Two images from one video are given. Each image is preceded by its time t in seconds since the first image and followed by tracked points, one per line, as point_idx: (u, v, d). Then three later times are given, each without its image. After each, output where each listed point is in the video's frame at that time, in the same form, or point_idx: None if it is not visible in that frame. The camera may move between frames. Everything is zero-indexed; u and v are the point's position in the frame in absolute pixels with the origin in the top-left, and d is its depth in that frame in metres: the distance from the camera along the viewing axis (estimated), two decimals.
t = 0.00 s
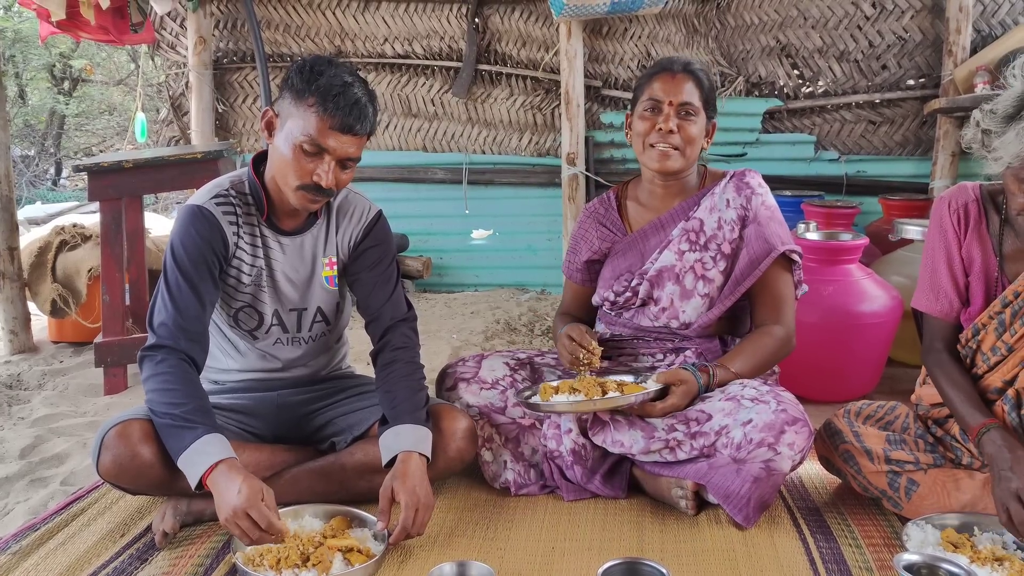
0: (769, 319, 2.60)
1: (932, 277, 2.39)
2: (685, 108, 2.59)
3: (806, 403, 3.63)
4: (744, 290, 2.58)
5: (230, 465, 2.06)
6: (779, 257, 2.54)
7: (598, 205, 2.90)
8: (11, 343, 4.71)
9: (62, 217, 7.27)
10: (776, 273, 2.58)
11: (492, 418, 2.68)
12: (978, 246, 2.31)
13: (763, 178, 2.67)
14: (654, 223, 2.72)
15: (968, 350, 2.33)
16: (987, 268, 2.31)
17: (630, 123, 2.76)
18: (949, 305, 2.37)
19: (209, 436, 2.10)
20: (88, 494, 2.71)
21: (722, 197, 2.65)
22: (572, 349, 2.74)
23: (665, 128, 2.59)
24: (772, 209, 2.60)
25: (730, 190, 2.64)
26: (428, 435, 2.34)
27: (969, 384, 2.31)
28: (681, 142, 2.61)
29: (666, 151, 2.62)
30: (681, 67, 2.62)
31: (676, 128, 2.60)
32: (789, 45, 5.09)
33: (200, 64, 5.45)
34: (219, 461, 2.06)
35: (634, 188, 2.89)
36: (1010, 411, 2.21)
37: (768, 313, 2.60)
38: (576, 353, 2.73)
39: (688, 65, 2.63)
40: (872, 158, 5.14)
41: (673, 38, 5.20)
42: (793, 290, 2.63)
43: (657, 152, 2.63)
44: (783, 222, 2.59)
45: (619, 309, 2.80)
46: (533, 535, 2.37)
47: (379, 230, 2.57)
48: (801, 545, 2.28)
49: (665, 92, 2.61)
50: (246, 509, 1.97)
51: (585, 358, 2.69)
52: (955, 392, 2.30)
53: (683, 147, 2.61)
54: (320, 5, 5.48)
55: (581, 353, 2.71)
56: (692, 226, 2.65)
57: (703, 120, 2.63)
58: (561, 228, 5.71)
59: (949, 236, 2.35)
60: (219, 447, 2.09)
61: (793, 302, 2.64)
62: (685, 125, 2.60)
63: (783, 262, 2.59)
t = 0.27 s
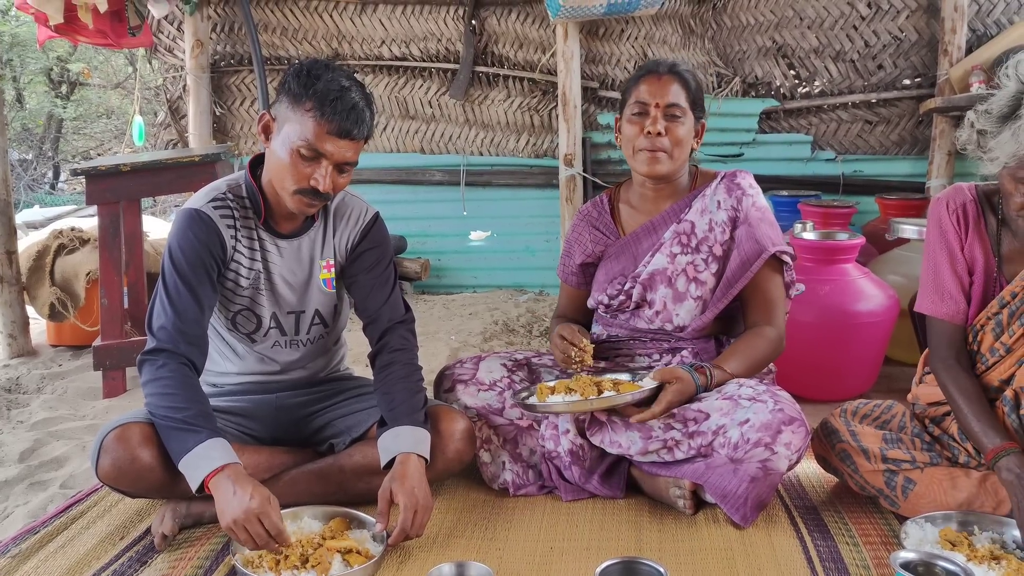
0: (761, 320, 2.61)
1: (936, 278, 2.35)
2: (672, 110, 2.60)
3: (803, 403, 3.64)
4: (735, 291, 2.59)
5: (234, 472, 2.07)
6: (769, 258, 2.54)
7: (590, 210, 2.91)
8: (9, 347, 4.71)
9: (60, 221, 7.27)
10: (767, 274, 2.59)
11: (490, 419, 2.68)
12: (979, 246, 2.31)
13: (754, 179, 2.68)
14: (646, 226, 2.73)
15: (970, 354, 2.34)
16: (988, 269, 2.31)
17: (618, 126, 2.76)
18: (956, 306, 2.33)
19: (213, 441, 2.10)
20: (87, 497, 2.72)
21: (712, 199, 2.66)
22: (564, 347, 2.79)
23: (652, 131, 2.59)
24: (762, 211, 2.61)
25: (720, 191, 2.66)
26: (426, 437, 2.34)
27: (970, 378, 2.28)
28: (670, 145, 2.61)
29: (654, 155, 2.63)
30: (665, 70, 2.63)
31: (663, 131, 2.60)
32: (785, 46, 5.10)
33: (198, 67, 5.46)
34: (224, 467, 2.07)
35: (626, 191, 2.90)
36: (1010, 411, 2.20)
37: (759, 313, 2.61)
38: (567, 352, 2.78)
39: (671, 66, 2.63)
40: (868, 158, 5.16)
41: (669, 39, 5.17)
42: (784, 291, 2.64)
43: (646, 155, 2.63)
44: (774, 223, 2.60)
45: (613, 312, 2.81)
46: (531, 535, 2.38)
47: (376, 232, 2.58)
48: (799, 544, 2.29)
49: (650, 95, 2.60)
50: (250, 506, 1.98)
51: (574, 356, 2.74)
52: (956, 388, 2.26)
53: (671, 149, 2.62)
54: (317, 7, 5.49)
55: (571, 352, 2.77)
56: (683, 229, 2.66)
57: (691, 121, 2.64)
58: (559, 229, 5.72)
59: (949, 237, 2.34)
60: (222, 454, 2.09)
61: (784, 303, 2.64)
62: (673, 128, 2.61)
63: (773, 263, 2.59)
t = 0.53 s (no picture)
0: (753, 318, 2.61)
1: (927, 277, 2.37)
2: (660, 116, 2.60)
3: (801, 402, 3.65)
4: (728, 291, 2.60)
5: (228, 464, 2.08)
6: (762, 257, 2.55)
7: (585, 210, 2.92)
8: (7, 350, 4.71)
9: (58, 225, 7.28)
10: (760, 273, 2.60)
11: (488, 421, 2.69)
12: (973, 245, 2.32)
13: (747, 178, 2.68)
14: (640, 226, 2.74)
15: (963, 351, 2.35)
16: (982, 269, 2.33)
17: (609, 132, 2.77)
18: (944, 305, 2.34)
19: (207, 437, 2.11)
20: (86, 499, 2.72)
21: (706, 199, 2.67)
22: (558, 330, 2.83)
23: (641, 140, 2.60)
24: (756, 209, 2.62)
25: (714, 191, 2.66)
26: (424, 438, 2.35)
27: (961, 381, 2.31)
28: (660, 151, 2.62)
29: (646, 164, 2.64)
30: (652, 75, 2.62)
31: (652, 138, 2.61)
32: (782, 46, 5.11)
33: (195, 70, 5.46)
34: (217, 460, 2.07)
35: (620, 192, 2.91)
36: (1003, 408, 2.21)
37: (751, 312, 2.61)
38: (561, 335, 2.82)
39: (659, 71, 2.63)
40: (865, 157, 5.17)
41: (667, 40, 5.22)
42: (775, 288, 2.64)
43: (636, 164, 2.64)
44: (766, 222, 2.60)
45: (608, 312, 2.82)
46: (529, 536, 2.38)
47: (374, 233, 2.58)
48: (796, 542, 2.30)
49: (638, 104, 2.60)
50: (246, 504, 1.98)
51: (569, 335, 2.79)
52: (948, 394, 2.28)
53: (661, 156, 2.62)
54: (314, 10, 5.50)
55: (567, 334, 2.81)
56: (677, 229, 2.67)
57: (681, 125, 2.64)
58: (556, 230, 5.73)
59: (944, 235, 2.35)
60: (217, 448, 2.10)
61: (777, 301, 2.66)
62: (661, 134, 2.61)
63: (765, 262, 2.60)
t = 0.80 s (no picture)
0: (746, 319, 2.62)
1: (911, 269, 2.42)
2: (653, 117, 2.60)
3: (797, 400, 3.65)
4: (723, 294, 2.61)
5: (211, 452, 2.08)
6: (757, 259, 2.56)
7: (580, 212, 2.92)
8: (4, 351, 4.71)
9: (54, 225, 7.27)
10: (755, 275, 2.61)
11: (485, 420, 2.70)
12: (962, 241, 2.33)
13: (742, 179, 2.68)
14: (636, 228, 2.74)
15: (948, 340, 2.36)
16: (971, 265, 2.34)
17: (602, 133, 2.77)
18: (924, 298, 2.40)
19: (189, 428, 2.11)
20: (82, 500, 2.72)
21: (701, 200, 2.67)
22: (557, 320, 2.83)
23: (633, 142, 2.61)
24: (750, 211, 2.62)
25: (709, 192, 2.67)
26: (421, 437, 2.35)
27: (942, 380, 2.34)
28: (652, 153, 2.63)
29: (639, 164, 2.64)
30: (643, 74, 2.62)
31: (644, 140, 2.61)
32: (777, 45, 5.12)
33: (191, 70, 5.46)
34: (200, 447, 2.08)
35: (616, 192, 2.91)
36: (996, 402, 2.22)
37: (745, 313, 2.62)
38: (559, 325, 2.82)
39: (651, 71, 2.63)
40: (861, 156, 5.18)
41: (662, 39, 5.21)
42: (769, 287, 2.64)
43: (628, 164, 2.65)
44: (761, 223, 2.61)
45: (604, 313, 2.83)
46: (526, 534, 2.39)
47: (370, 233, 2.58)
48: (792, 540, 2.30)
49: (630, 106, 2.60)
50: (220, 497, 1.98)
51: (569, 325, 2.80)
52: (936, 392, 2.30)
53: (654, 157, 2.63)
54: (310, 10, 5.50)
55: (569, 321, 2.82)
56: (672, 231, 2.67)
57: (674, 125, 2.64)
58: (553, 230, 5.73)
59: (932, 230, 2.37)
60: (199, 436, 2.10)
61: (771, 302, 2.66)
62: (654, 135, 2.61)
63: (760, 263, 2.61)
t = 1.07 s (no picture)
0: (742, 318, 2.62)
1: (913, 270, 2.40)
2: (646, 126, 2.60)
3: (794, 399, 3.66)
4: (720, 290, 2.61)
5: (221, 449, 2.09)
6: (754, 255, 2.56)
7: (578, 212, 2.92)
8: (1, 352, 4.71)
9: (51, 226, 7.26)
10: (752, 271, 2.61)
11: (483, 419, 2.71)
12: (961, 240, 2.33)
13: (738, 177, 2.69)
14: (633, 227, 2.75)
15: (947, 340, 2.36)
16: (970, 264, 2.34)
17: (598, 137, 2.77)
18: (927, 299, 2.38)
19: (194, 427, 2.12)
20: (80, 500, 2.72)
21: (697, 198, 2.68)
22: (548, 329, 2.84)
23: (628, 150, 2.61)
24: (747, 208, 2.63)
25: (705, 190, 2.67)
26: (419, 437, 2.35)
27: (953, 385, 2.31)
28: (647, 160, 2.63)
29: (635, 172, 2.65)
30: (637, 81, 2.61)
31: (638, 148, 2.62)
32: (774, 45, 5.13)
33: (188, 70, 5.46)
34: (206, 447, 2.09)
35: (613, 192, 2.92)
36: (992, 402, 2.24)
37: (742, 310, 2.62)
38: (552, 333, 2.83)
39: (646, 77, 2.61)
40: (858, 156, 5.19)
41: (659, 39, 5.22)
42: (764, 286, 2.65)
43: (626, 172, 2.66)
44: (758, 220, 2.61)
45: (602, 313, 2.83)
46: (524, 534, 2.39)
47: (367, 232, 2.59)
48: (789, 539, 2.31)
49: (624, 114, 2.60)
50: (245, 488, 2.00)
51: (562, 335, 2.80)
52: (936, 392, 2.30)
53: (649, 165, 2.64)
54: (307, 10, 5.50)
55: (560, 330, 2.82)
56: (669, 229, 2.68)
57: (668, 131, 2.64)
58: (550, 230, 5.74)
59: (932, 229, 2.37)
60: (206, 434, 2.11)
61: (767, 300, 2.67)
62: (648, 143, 2.62)
63: (757, 260, 2.61)
